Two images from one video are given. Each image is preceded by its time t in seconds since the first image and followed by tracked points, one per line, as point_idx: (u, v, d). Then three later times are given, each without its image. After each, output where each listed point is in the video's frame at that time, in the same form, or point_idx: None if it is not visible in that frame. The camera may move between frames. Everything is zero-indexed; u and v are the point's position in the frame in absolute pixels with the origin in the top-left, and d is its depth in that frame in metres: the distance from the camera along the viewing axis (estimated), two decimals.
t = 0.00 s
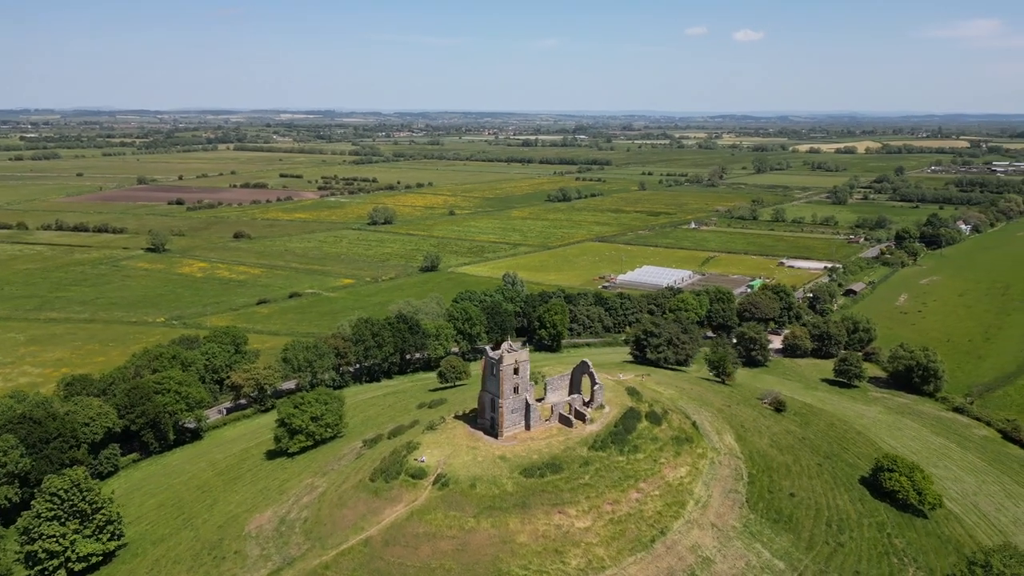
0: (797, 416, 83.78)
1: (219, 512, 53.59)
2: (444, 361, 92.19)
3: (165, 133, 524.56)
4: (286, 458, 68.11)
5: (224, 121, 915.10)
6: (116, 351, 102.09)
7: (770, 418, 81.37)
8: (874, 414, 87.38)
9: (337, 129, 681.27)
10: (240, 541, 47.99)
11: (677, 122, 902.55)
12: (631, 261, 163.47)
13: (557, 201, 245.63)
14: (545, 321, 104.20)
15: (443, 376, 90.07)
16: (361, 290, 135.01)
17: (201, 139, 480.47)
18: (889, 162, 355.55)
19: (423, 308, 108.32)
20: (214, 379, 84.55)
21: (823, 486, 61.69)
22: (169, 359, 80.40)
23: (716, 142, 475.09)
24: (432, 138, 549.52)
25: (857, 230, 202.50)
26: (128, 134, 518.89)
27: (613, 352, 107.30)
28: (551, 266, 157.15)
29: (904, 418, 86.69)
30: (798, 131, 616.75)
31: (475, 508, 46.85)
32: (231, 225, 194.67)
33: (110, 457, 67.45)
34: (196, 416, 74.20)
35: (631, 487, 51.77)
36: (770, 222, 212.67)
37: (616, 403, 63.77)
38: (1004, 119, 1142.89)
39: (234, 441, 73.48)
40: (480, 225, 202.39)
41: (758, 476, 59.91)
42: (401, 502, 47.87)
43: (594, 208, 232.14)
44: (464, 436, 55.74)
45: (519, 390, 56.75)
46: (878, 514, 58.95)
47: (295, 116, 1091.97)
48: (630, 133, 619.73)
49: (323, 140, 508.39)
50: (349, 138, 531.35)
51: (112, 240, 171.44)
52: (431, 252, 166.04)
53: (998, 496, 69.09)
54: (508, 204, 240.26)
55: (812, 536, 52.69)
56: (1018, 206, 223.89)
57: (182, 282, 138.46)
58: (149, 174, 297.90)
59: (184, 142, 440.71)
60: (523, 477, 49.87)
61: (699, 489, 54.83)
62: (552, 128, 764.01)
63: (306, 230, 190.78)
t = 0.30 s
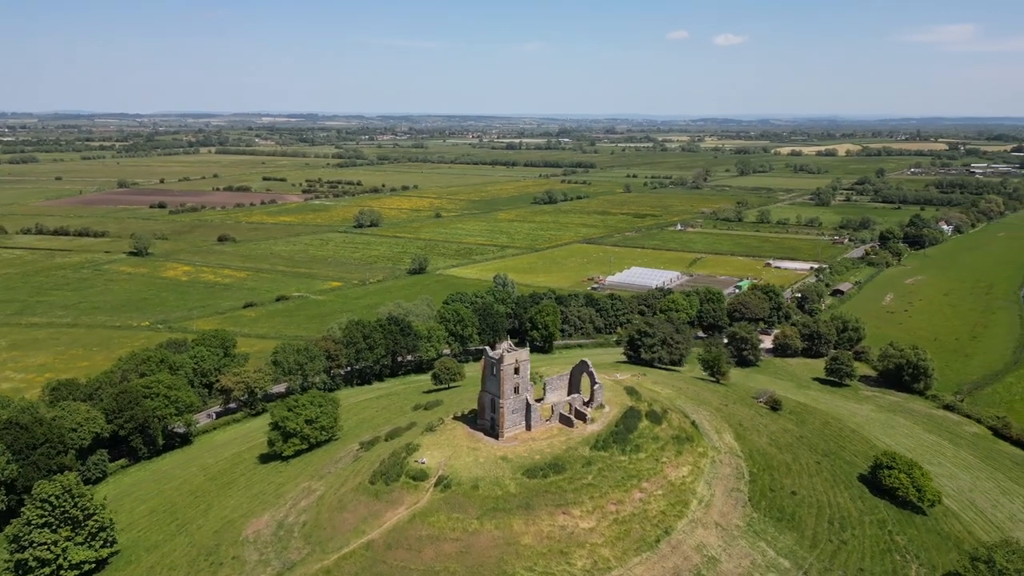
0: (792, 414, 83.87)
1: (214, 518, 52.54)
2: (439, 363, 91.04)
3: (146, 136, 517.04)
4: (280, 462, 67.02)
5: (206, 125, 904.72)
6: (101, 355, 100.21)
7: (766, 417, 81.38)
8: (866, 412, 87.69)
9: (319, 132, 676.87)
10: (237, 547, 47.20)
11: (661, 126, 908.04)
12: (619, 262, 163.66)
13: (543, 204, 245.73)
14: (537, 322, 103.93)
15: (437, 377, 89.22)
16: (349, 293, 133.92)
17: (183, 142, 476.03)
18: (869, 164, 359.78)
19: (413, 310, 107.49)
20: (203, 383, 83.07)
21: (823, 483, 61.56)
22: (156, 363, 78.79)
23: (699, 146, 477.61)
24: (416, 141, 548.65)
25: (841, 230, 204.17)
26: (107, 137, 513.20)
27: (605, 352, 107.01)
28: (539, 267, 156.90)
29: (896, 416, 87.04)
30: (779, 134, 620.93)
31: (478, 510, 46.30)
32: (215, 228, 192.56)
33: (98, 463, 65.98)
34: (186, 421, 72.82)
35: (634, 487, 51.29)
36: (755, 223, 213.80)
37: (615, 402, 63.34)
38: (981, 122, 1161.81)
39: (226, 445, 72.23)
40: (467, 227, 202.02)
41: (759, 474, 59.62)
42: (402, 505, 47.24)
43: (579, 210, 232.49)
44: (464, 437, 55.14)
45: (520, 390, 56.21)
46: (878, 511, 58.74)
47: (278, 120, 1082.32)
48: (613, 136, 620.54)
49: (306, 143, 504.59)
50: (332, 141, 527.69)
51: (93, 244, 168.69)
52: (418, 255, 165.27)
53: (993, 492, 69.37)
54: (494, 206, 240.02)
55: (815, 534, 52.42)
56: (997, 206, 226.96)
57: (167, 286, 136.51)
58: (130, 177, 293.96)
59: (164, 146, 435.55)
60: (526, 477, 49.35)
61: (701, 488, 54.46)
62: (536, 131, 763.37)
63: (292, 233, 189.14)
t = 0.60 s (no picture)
0: (787, 412, 83.96)
1: (209, 525, 51.51)
2: (432, 364, 89.94)
3: (125, 140, 509.33)
4: (274, 465, 65.87)
5: (187, 127, 894.28)
6: (83, 359, 98.25)
7: (762, 415, 81.35)
8: (859, 410, 87.96)
9: (302, 134, 672.85)
10: (234, 553, 46.32)
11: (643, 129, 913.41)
12: (607, 263, 163.62)
13: (528, 205, 245.70)
14: (528, 323, 103.54)
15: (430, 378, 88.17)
16: (336, 295, 132.71)
17: (162, 145, 470.57)
18: (850, 165, 363.96)
19: (404, 311, 106.52)
20: (190, 387, 81.50)
21: (823, 481, 61.36)
22: (144, 367, 77.14)
23: (681, 148, 479.90)
24: (399, 142, 547.67)
25: (825, 230, 205.94)
26: (85, 140, 507.92)
27: (597, 352, 106.60)
28: (527, 268, 156.57)
29: (889, 413, 87.39)
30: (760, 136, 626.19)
31: (481, 511, 45.79)
32: (198, 231, 190.21)
33: (86, 468, 64.39)
34: (175, 425, 71.37)
35: (637, 486, 50.79)
36: (740, 224, 214.83)
37: (615, 401, 62.84)
38: (959, 124, 1180.05)
39: (217, 448, 70.86)
40: (452, 229, 201.42)
41: (760, 472, 59.32)
42: (405, 507, 46.61)
43: (564, 212, 232.74)
44: (464, 438, 54.56)
45: (520, 389, 55.65)
46: (879, 508, 58.56)
47: (258, 123, 1072.62)
48: (597, 139, 621.72)
49: (288, 145, 500.12)
50: (314, 143, 523.57)
51: (73, 248, 165.73)
52: (405, 256, 164.39)
53: (989, 488, 69.65)
54: (479, 208, 239.57)
55: (818, 532, 52.11)
56: (977, 206, 229.83)
57: (150, 289, 134.39)
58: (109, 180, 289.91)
59: (144, 148, 430.03)
60: (529, 478, 48.80)
61: (704, 487, 54.04)
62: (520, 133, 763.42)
63: (276, 235, 187.38)
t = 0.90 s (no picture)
0: (783, 410, 84.10)
1: (204, 532, 50.39)
2: (425, 365, 88.89)
3: (102, 143, 501.16)
4: (268, 470, 64.68)
5: (167, 130, 883.58)
6: (65, 364, 96.06)
7: (758, 413, 81.36)
8: (851, 408, 88.23)
9: (278, 138, 668.06)
10: (231, 561, 45.28)
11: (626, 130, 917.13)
12: (594, 264, 163.60)
13: (513, 207, 245.40)
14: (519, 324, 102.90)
15: (423, 380, 87.15)
16: (323, 297, 131.26)
17: (140, 148, 464.04)
18: (830, 167, 367.90)
19: (393, 313, 105.50)
20: (178, 391, 79.86)
21: (823, 478, 61.23)
22: (130, 370, 75.47)
23: (663, 151, 482.28)
24: (381, 146, 544.84)
25: (808, 231, 207.75)
26: (61, 143, 500.32)
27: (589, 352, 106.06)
28: (514, 270, 156.16)
29: (880, 411, 87.72)
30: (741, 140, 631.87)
31: (485, 513, 45.14)
32: (179, 234, 187.51)
33: (73, 475, 62.76)
34: (164, 429, 69.90)
35: (641, 486, 50.29)
36: (725, 225, 215.87)
37: (615, 401, 62.38)
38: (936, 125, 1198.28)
39: (208, 453, 69.48)
40: (437, 231, 200.72)
41: (761, 470, 59.05)
42: (407, 511, 45.80)
43: (549, 213, 232.72)
44: (464, 439, 53.83)
45: (521, 389, 55.01)
46: (879, 505, 58.39)
47: (240, 126, 1063.03)
48: (580, 142, 622.83)
49: (269, 148, 495.54)
50: (296, 146, 519.35)
51: (51, 252, 162.46)
52: (390, 259, 163.28)
53: (983, 484, 69.94)
54: (464, 210, 238.91)
55: (821, 530, 51.88)
56: (957, 207, 232.86)
57: (132, 293, 132.03)
58: (87, 183, 284.89)
59: (122, 152, 423.94)
60: (532, 479, 48.18)
61: (707, 485, 53.63)
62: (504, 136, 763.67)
63: (260, 238, 185.30)
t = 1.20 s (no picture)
0: (778, 408, 84.18)
1: (198, 540, 49.22)
2: (418, 367, 87.53)
3: (78, 146, 492.82)
4: (261, 474, 63.47)
5: (145, 133, 870.69)
6: (45, 369, 93.84)
7: (753, 411, 81.30)
8: (843, 406, 88.47)
9: (258, 140, 662.37)
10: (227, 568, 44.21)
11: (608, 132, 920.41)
12: (581, 265, 163.42)
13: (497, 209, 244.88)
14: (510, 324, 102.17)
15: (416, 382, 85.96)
16: (309, 300, 129.73)
17: (118, 151, 457.20)
18: (810, 169, 371.80)
19: (382, 315, 104.34)
20: (164, 395, 78.13)
21: (823, 476, 61.06)
22: (115, 374, 73.68)
23: (645, 153, 484.41)
24: (362, 148, 541.74)
25: (792, 231, 209.35)
26: (36, 146, 492.60)
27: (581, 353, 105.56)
28: (500, 271, 155.52)
29: (871, 409, 88.03)
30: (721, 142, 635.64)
31: (488, 515, 44.44)
32: (160, 237, 184.75)
33: (58, 482, 61.06)
34: (151, 434, 68.32)
35: (644, 485, 49.78)
36: (709, 226, 216.83)
37: (614, 400, 61.84)
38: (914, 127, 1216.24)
39: (198, 457, 68.02)
40: (422, 233, 199.67)
41: (762, 469, 58.77)
42: (409, 514, 45.02)
43: (533, 215, 232.56)
44: (464, 440, 53.06)
45: (521, 389, 54.33)
46: (879, 502, 58.24)
47: (220, 128, 1052.57)
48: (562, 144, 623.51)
49: (249, 151, 490.70)
50: (276, 149, 514.21)
51: (29, 256, 159.11)
52: (375, 261, 162.04)
53: (977, 480, 70.25)
54: (448, 212, 238.02)
55: (824, 527, 51.66)
56: (936, 206, 235.91)
57: (114, 296, 129.60)
58: (64, 187, 279.86)
59: (99, 155, 417.47)
60: (535, 480, 47.51)
61: (709, 484, 53.21)
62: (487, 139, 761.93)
63: (242, 241, 183.05)
